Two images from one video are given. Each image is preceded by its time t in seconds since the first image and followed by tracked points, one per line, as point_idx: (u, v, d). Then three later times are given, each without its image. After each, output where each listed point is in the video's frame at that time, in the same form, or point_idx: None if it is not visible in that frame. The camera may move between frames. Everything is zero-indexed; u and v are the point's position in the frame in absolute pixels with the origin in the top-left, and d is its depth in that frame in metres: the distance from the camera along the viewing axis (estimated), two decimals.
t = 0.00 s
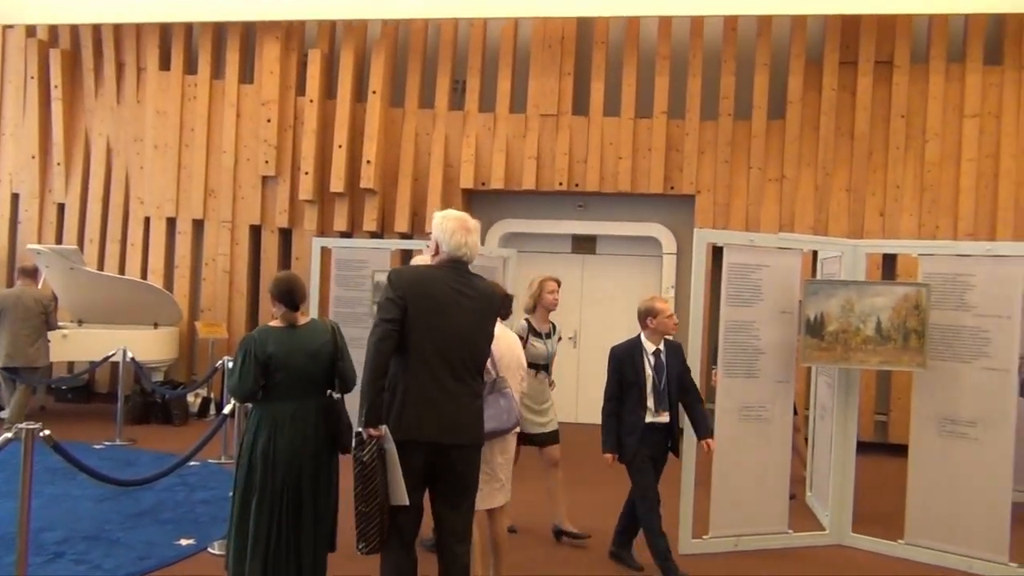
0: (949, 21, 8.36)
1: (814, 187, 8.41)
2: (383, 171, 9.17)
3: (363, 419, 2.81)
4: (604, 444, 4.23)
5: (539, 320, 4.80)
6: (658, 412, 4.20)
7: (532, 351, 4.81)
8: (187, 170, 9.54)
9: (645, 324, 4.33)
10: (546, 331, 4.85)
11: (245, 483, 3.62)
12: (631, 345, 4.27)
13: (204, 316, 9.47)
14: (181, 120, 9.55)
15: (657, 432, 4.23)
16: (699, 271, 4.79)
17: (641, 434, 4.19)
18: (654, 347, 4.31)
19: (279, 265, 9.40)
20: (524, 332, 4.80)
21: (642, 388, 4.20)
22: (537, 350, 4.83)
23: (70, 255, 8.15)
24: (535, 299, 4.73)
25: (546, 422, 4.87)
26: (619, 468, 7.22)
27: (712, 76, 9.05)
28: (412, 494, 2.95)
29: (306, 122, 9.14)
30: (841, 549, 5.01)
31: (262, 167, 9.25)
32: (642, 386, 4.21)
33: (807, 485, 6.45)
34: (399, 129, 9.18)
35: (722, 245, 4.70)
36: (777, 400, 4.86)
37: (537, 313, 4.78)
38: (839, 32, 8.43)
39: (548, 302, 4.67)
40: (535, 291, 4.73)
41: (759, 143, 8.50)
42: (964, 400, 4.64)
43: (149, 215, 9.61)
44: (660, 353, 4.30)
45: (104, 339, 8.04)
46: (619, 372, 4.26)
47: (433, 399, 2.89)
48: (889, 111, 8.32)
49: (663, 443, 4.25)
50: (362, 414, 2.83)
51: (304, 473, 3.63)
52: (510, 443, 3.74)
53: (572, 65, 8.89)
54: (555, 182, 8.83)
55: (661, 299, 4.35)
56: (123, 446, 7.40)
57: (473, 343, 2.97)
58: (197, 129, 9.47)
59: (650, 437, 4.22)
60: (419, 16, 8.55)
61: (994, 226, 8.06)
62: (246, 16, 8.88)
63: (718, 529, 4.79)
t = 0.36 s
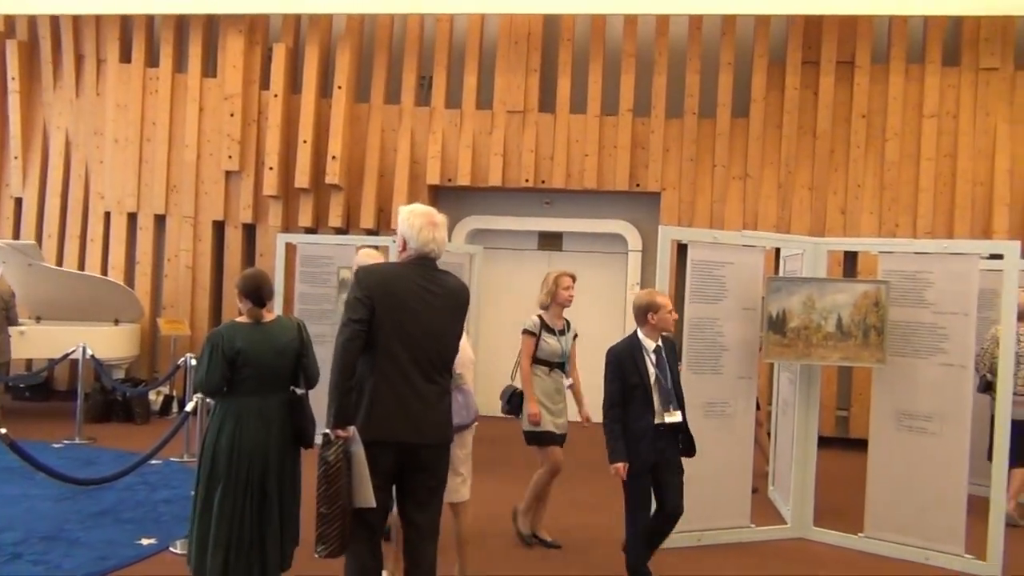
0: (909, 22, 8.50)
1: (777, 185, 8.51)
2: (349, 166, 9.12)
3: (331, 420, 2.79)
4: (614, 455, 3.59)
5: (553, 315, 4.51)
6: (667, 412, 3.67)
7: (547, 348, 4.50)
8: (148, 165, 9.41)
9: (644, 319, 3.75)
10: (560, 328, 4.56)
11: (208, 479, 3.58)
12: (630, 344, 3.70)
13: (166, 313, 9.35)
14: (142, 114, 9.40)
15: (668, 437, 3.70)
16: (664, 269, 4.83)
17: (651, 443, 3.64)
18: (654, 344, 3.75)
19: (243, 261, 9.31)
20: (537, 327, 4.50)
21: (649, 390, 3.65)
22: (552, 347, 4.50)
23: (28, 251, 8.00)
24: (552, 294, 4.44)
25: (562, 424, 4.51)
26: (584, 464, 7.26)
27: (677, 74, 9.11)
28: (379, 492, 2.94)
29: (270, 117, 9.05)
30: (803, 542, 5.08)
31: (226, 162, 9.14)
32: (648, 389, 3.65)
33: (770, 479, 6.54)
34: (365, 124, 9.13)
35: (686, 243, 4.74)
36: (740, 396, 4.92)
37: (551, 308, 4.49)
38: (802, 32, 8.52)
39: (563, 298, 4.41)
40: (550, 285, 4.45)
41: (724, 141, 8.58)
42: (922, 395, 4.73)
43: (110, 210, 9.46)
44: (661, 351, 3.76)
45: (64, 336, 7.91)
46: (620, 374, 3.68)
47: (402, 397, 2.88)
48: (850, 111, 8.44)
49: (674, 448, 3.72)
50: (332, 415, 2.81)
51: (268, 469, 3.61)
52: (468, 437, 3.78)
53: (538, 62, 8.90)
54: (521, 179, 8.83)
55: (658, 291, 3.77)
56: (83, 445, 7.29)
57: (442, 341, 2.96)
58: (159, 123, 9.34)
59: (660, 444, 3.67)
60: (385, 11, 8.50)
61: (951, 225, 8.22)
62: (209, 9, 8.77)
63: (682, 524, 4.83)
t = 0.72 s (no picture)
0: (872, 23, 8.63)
1: (743, 183, 8.59)
2: (316, 162, 9.05)
3: (290, 419, 2.87)
4: (625, 462, 3.47)
5: (570, 320, 4.27)
6: (666, 425, 3.60)
7: (564, 356, 4.27)
8: (111, 159, 9.27)
9: (646, 325, 3.68)
10: (576, 333, 4.32)
11: (171, 468, 3.68)
12: (631, 348, 3.63)
13: (129, 309, 9.23)
14: (105, 107, 9.26)
15: (669, 450, 3.61)
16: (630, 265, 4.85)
17: (654, 454, 3.57)
18: (656, 351, 3.69)
19: (208, 257, 9.21)
20: (554, 334, 4.25)
21: (650, 396, 3.59)
22: (568, 354, 4.28)
23: None
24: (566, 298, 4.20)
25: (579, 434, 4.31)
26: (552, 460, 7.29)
27: (644, 73, 9.16)
28: (345, 490, 2.92)
29: (236, 111, 8.96)
30: (766, 536, 5.16)
31: (191, 156, 9.03)
32: (651, 394, 3.60)
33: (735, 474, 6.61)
34: (332, 119, 9.07)
35: (653, 240, 4.77)
36: (705, 392, 4.96)
37: (568, 313, 4.25)
38: (767, 32, 8.61)
39: (580, 302, 4.17)
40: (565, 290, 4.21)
41: (690, 139, 8.64)
42: (882, 391, 4.81)
43: (71, 204, 9.31)
44: (663, 358, 3.69)
45: (23, 333, 7.77)
46: (621, 379, 3.60)
47: (363, 396, 2.88)
48: (814, 111, 8.55)
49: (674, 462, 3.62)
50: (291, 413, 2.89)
51: (231, 460, 3.69)
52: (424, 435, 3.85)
53: (506, 58, 8.90)
54: (489, 176, 8.84)
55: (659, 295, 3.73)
56: (43, 443, 7.17)
57: (406, 337, 2.95)
58: (122, 117, 9.20)
59: (663, 454, 3.59)
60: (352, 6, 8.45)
61: (912, 223, 8.35)
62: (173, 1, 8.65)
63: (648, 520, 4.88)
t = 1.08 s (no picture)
0: (835, 24, 8.74)
1: (708, 181, 8.67)
2: (282, 158, 8.98)
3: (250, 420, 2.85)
4: (602, 466, 3.33)
5: (590, 320, 4.21)
6: (660, 426, 3.39)
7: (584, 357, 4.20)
8: (73, 154, 9.12)
9: (647, 318, 3.49)
10: (595, 333, 4.25)
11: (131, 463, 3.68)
12: (628, 342, 3.47)
13: (91, 306, 9.09)
14: (66, 101, 9.11)
15: (662, 454, 3.42)
16: (596, 262, 4.87)
17: (645, 458, 3.39)
18: (657, 348, 3.50)
19: (172, 254, 9.10)
20: (575, 334, 4.16)
21: (644, 397, 3.40)
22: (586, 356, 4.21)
23: None
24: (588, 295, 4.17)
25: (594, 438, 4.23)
26: (519, 457, 7.31)
27: (612, 70, 9.20)
28: (309, 488, 2.91)
29: (200, 106, 8.86)
30: (729, 530, 5.22)
31: (154, 151, 8.91)
32: (645, 394, 3.40)
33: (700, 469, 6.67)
34: (298, 115, 9.00)
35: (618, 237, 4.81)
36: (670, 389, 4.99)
37: (587, 312, 4.20)
38: (733, 32, 8.69)
39: (601, 301, 4.14)
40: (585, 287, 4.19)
41: (657, 137, 8.70)
42: (843, 387, 4.89)
43: (32, 200, 9.16)
44: (665, 355, 3.49)
45: None
46: (615, 376, 3.43)
47: (323, 396, 2.86)
48: (778, 110, 8.64)
49: (666, 466, 3.42)
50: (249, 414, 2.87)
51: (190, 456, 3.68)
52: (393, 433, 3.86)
53: (474, 55, 8.90)
54: (457, 173, 8.82)
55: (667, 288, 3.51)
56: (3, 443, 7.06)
57: (366, 335, 2.94)
58: (84, 111, 9.06)
59: (652, 458, 3.41)
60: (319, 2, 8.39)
61: (874, 220, 8.48)
62: None
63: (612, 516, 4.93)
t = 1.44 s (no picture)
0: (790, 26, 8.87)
1: (668, 181, 8.74)
2: (240, 157, 8.88)
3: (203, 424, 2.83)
4: (590, 495, 3.08)
5: (613, 321, 4.20)
6: (657, 446, 3.14)
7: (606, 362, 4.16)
8: (24, 153, 8.93)
9: (636, 328, 3.17)
10: (619, 336, 4.22)
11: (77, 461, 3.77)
12: (619, 357, 3.15)
13: (44, 307, 8.91)
14: (18, 99, 8.92)
15: (659, 474, 3.16)
16: (557, 262, 4.88)
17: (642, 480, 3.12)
18: (648, 360, 3.20)
19: (128, 254, 8.95)
20: (595, 335, 4.17)
21: (638, 418, 3.10)
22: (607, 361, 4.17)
23: None
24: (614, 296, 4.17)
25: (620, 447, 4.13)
26: (481, 457, 7.31)
27: (572, 71, 9.23)
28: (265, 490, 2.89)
29: (156, 104, 8.72)
30: (689, 527, 5.27)
31: (108, 150, 8.76)
32: (639, 414, 3.11)
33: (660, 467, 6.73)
34: (256, 113, 8.90)
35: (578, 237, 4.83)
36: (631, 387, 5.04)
37: (609, 313, 4.20)
38: (691, 33, 8.77)
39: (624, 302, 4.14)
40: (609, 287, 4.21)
41: (617, 136, 8.75)
42: (798, 384, 4.96)
43: None
44: (657, 367, 3.21)
45: None
46: (605, 397, 3.12)
47: (275, 399, 2.84)
48: (736, 110, 8.74)
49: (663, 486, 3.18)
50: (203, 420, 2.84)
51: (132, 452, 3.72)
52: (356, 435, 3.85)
53: (434, 55, 8.88)
54: (418, 173, 8.80)
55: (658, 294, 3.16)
56: None
57: (317, 338, 2.92)
58: (35, 109, 8.87)
59: (649, 478, 3.15)
60: None
61: (829, 220, 8.62)
62: None
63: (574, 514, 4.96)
